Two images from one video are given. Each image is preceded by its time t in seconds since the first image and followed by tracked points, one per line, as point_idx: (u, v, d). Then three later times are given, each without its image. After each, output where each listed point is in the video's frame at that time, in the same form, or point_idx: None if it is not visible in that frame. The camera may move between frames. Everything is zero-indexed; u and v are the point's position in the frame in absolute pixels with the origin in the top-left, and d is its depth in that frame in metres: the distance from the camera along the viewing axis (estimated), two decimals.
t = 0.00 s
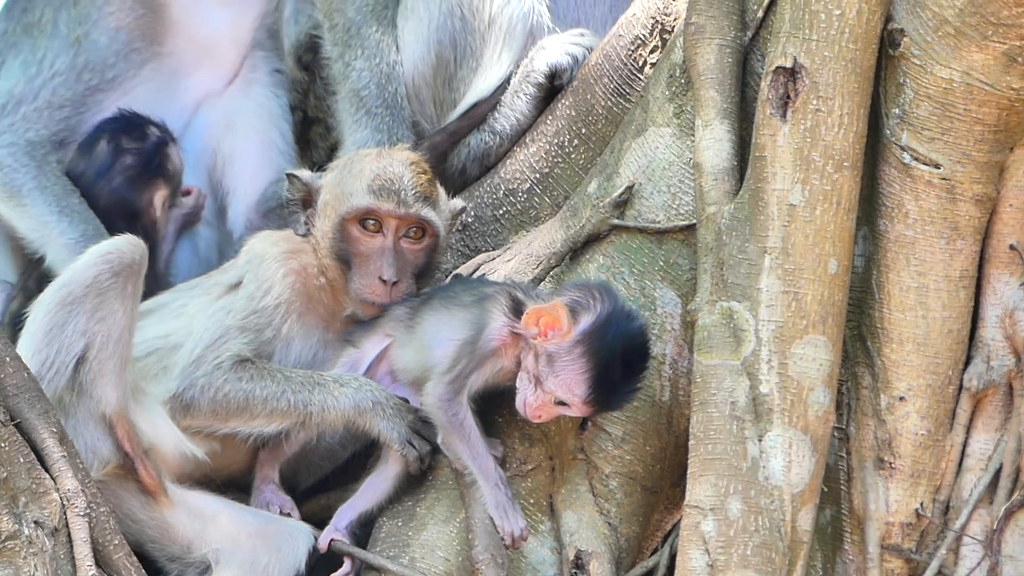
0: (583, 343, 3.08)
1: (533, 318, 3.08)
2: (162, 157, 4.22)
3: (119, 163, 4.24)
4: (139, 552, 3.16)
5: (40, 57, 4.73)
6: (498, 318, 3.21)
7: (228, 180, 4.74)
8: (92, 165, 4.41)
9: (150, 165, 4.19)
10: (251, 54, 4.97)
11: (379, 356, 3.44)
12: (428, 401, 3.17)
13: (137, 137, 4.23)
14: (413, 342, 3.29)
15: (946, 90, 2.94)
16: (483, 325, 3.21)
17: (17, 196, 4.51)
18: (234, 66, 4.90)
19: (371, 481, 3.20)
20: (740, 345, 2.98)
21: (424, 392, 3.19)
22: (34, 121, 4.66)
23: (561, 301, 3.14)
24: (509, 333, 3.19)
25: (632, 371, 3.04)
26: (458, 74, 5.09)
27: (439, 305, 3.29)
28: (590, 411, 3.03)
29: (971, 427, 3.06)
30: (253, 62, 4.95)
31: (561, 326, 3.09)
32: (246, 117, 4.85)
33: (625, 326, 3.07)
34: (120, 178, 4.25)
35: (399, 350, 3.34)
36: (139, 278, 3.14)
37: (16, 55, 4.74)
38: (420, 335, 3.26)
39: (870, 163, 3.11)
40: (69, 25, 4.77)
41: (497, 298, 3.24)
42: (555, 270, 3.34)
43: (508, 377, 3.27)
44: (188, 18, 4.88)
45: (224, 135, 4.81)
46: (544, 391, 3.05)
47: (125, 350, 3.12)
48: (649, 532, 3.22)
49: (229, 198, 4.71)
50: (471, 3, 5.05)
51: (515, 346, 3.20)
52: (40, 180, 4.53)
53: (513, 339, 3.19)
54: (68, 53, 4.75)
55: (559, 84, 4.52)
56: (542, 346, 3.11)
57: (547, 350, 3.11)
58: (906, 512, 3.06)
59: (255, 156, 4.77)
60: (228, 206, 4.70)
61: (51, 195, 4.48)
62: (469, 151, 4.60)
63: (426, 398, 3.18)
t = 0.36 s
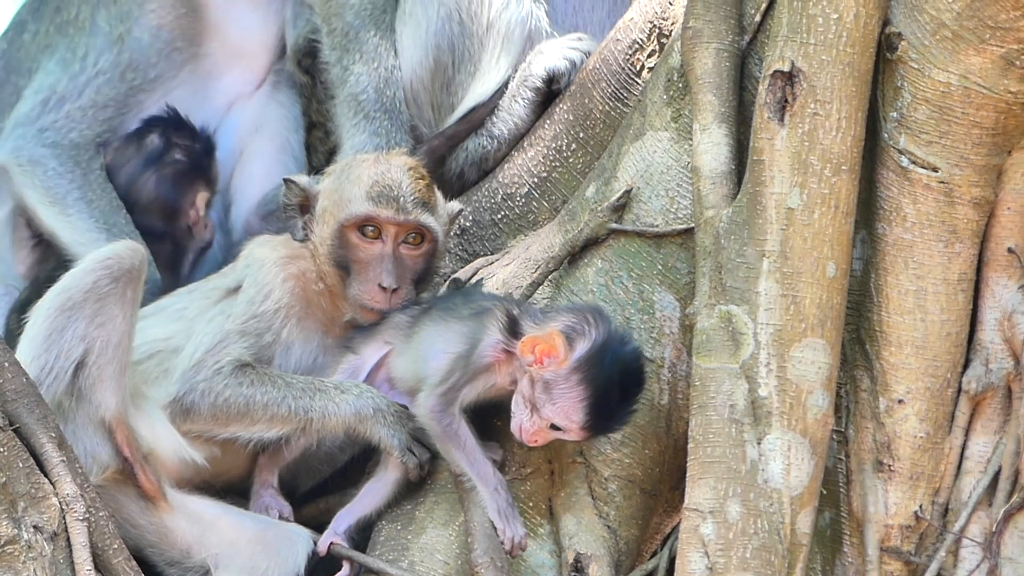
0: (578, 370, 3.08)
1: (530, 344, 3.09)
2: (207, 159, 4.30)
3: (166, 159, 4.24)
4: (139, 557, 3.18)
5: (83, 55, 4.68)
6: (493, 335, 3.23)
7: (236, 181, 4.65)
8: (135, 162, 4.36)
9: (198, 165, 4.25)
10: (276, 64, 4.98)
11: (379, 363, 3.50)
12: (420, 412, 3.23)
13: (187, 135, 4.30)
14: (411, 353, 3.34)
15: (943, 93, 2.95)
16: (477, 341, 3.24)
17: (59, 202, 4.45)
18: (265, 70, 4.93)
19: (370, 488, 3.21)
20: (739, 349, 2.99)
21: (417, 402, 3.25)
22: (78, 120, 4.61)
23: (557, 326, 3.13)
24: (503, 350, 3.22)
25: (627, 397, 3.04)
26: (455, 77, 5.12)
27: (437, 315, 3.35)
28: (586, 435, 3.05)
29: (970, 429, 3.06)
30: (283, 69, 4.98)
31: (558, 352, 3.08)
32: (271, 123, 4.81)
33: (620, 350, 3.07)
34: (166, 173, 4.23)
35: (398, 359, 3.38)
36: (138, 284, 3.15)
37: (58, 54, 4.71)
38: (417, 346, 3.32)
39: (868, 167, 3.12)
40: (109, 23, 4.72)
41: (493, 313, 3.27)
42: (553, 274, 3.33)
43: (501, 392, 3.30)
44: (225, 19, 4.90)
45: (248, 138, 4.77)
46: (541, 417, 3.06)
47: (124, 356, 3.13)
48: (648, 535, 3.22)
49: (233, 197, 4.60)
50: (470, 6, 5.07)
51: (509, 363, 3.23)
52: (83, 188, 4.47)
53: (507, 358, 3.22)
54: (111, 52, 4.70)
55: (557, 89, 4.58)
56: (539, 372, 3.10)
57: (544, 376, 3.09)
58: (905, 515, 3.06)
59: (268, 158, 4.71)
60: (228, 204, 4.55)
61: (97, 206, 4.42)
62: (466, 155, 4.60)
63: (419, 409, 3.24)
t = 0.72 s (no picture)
0: (561, 429, 3.02)
1: (518, 397, 3.03)
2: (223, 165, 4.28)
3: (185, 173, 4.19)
4: (140, 553, 3.16)
5: (94, 46, 4.66)
6: (496, 372, 3.20)
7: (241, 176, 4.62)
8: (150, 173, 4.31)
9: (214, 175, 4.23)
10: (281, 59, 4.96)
11: (381, 363, 3.52)
12: (411, 419, 3.24)
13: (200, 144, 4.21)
14: (411, 362, 3.35)
15: (945, 89, 2.95)
16: (481, 375, 3.22)
17: (73, 197, 4.46)
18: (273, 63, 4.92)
19: (370, 487, 3.20)
20: (741, 344, 2.99)
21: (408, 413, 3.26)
22: (89, 113, 4.61)
23: (548, 381, 3.07)
24: (501, 393, 3.19)
25: (604, 464, 3.00)
26: (458, 73, 5.05)
27: (441, 330, 3.33)
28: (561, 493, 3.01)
29: (972, 425, 3.06)
30: (288, 62, 4.97)
31: (543, 408, 3.02)
32: (279, 117, 4.81)
33: (606, 414, 3.03)
34: (187, 188, 4.21)
35: (399, 367, 3.38)
36: (140, 280, 3.16)
37: (68, 44, 4.69)
38: (417, 358, 3.32)
39: (870, 163, 3.12)
40: (120, 15, 4.71)
41: (498, 346, 3.23)
42: (555, 270, 3.31)
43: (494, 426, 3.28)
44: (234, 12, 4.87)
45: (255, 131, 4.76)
46: (517, 468, 3.03)
47: (126, 352, 3.13)
48: (649, 532, 3.21)
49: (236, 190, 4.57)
50: (472, 3, 5.02)
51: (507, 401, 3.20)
52: (96, 182, 4.49)
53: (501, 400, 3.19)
54: (122, 44, 4.69)
55: (559, 84, 4.58)
56: (523, 424, 3.05)
57: (526, 428, 3.05)
58: (907, 511, 3.06)
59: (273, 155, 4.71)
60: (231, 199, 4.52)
61: (110, 200, 4.44)
62: (468, 150, 4.59)
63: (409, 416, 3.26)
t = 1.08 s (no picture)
0: (598, 424, 3.12)
1: (560, 388, 3.14)
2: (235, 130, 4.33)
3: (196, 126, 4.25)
4: (147, 544, 3.16)
5: (106, 32, 4.59)
6: (534, 357, 3.26)
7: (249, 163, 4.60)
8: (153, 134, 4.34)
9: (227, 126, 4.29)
10: (293, 47, 4.90)
11: (391, 349, 3.53)
12: (433, 398, 3.28)
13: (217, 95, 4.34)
14: (434, 338, 3.39)
15: (950, 78, 2.94)
16: (518, 360, 3.28)
17: (76, 179, 4.44)
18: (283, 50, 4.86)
19: (378, 478, 3.19)
20: (747, 333, 2.98)
21: (431, 387, 3.31)
22: (101, 96, 4.54)
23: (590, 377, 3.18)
24: (538, 378, 3.26)
25: (633, 464, 3.06)
26: (463, 62, 5.10)
27: (468, 310, 3.37)
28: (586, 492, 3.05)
29: (978, 413, 3.06)
30: (299, 51, 4.92)
31: (584, 403, 3.13)
32: (289, 105, 4.75)
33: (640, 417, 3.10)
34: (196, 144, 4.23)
35: (420, 343, 3.42)
36: (147, 271, 3.15)
37: (81, 33, 4.61)
38: (443, 335, 3.37)
39: (875, 151, 3.11)
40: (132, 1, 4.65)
41: (536, 335, 3.27)
42: (561, 259, 3.30)
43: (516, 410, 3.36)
44: None
45: (266, 118, 4.70)
46: (547, 460, 3.08)
47: (132, 344, 3.12)
48: (656, 520, 3.21)
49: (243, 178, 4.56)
50: None
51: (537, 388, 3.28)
52: (102, 168, 4.44)
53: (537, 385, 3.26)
54: (136, 29, 4.61)
55: (564, 74, 4.61)
56: (562, 417, 3.16)
57: (564, 421, 3.15)
58: (913, 500, 3.06)
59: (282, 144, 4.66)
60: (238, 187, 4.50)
61: (111, 182, 4.42)
62: (473, 140, 4.61)
63: (431, 395, 3.29)
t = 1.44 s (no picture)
0: (619, 403, 3.13)
1: (582, 366, 3.17)
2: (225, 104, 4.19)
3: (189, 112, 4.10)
4: (157, 520, 3.22)
5: (112, 9, 4.54)
6: (539, 337, 3.28)
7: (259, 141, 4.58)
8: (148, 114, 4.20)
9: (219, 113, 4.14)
10: (301, 23, 4.87)
11: (402, 325, 3.53)
12: (438, 375, 3.31)
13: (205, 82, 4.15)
14: (443, 320, 3.40)
15: (960, 54, 2.95)
16: (525, 339, 3.29)
17: (78, 160, 4.36)
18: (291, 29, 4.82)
19: (387, 454, 3.22)
20: (757, 309, 2.98)
21: (437, 364, 3.33)
22: (107, 73, 4.48)
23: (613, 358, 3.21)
24: (545, 358, 3.27)
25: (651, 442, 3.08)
26: (473, 39, 5.18)
27: (477, 290, 3.39)
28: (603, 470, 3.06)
29: (988, 389, 3.06)
30: (308, 29, 4.89)
31: (606, 380, 3.15)
32: (299, 82, 4.70)
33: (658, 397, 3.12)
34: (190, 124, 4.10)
35: (430, 325, 3.43)
36: (157, 248, 3.18)
37: (88, 9, 4.57)
38: (453, 317, 3.38)
39: (884, 127, 3.12)
40: None
41: (543, 316, 3.29)
42: (570, 236, 3.33)
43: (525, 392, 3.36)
44: None
45: (276, 94, 4.65)
46: (567, 438, 3.10)
47: (142, 321, 3.16)
48: (667, 496, 3.21)
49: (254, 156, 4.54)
50: None
51: (547, 369, 3.29)
52: (103, 145, 4.38)
53: (547, 364, 3.28)
54: (143, 6, 4.57)
55: (574, 50, 4.70)
56: (582, 395, 3.19)
57: (585, 399, 3.19)
58: (924, 475, 3.06)
59: (291, 122, 4.61)
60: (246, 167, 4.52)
61: (111, 166, 4.35)
62: (484, 116, 4.68)
63: (438, 371, 3.32)
